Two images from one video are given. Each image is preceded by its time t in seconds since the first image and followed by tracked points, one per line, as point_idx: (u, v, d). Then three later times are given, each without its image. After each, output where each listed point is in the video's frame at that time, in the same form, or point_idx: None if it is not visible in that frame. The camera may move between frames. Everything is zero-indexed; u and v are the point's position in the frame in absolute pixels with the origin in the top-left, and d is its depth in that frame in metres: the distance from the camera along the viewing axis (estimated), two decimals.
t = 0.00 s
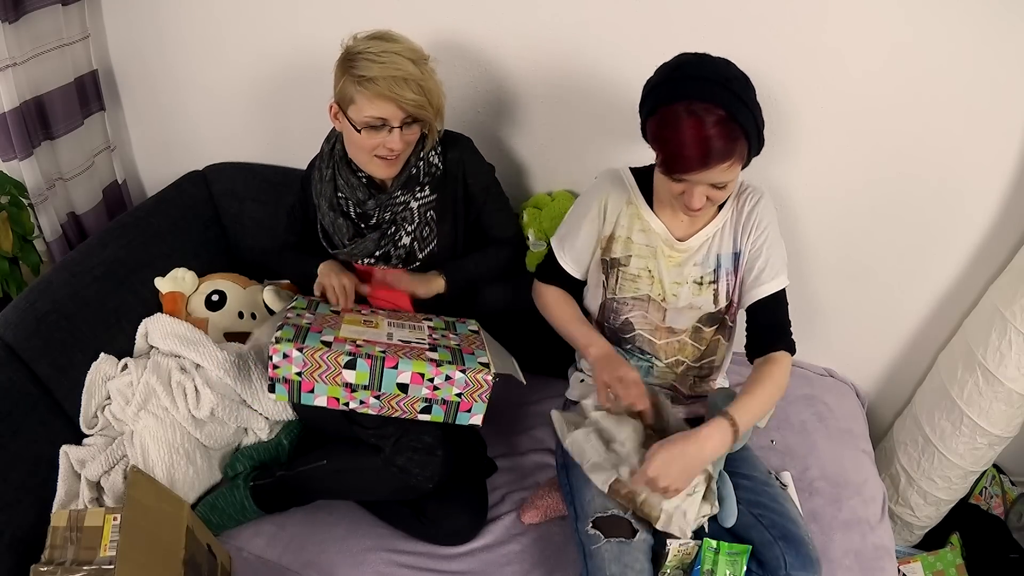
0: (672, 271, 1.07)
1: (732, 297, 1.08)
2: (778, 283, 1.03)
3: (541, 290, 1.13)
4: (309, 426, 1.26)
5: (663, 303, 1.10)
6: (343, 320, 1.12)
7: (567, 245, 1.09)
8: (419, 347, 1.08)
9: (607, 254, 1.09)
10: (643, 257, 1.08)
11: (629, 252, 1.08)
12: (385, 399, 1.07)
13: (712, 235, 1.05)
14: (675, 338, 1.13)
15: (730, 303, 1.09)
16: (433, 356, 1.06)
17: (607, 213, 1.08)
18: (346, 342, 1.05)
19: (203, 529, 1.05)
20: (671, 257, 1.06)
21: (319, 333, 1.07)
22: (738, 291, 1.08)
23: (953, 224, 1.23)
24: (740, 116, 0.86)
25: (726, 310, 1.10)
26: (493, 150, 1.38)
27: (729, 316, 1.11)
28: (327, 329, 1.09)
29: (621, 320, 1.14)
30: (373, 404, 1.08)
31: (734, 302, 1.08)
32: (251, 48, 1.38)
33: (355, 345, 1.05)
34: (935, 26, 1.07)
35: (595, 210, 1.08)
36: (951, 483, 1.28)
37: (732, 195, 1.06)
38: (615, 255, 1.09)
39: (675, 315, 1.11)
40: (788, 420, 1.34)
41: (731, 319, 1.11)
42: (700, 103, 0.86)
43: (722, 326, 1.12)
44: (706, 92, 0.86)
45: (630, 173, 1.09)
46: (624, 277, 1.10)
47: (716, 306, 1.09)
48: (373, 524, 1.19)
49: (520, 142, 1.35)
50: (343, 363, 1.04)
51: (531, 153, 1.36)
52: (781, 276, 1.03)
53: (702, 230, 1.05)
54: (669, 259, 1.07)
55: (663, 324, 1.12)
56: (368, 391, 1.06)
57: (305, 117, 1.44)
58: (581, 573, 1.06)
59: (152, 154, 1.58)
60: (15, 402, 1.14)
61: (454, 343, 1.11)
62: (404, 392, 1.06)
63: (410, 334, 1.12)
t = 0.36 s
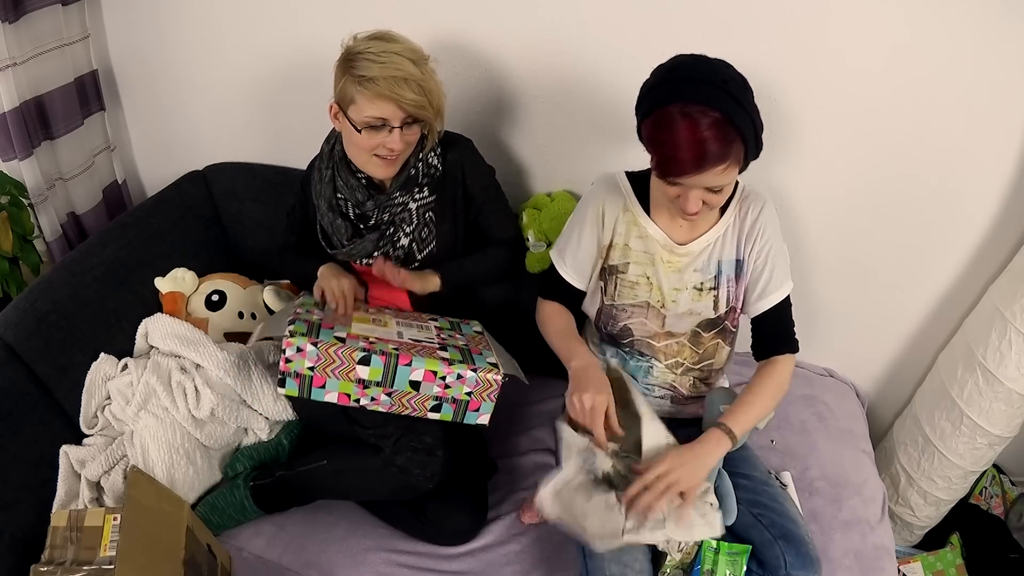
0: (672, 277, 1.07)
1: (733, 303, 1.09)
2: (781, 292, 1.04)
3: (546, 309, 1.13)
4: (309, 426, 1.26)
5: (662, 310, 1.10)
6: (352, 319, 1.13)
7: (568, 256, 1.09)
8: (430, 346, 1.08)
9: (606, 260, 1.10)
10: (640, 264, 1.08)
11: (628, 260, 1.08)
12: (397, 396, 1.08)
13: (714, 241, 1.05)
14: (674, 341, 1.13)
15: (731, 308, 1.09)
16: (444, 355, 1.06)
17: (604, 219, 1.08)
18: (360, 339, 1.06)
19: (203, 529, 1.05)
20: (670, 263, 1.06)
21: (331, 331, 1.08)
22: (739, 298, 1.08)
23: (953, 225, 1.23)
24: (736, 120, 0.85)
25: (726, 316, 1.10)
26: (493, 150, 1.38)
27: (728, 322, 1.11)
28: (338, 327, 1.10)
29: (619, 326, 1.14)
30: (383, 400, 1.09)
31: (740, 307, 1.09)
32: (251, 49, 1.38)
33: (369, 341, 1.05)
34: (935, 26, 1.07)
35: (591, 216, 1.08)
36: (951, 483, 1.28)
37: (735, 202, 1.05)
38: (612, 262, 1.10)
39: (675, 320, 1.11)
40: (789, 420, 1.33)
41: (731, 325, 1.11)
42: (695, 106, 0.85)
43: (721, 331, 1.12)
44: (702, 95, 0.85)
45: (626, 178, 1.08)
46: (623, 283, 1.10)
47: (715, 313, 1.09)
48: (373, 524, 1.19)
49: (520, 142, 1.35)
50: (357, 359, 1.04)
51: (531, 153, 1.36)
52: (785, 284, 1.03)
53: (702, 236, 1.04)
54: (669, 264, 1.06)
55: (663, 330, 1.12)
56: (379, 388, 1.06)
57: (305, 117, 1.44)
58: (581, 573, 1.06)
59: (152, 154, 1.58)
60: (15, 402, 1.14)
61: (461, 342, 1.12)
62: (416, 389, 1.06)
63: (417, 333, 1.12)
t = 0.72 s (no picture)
0: (673, 279, 1.07)
1: (735, 305, 1.08)
2: (778, 296, 1.06)
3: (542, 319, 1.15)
4: (309, 426, 1.26)
5: (663, 311, 1.10)
6: (355, 324, 1.12)
7: (571, 259, 1.09)
8: (435, 350, 1.08)
9: (607, 262, 1.10)
10: (642, 266, 1.08)
11: (628, 261, 1.08)
12: (405, 401, 1.08)
13: (718, 242, 1.05)
14: (674, 342, 1.13)
15: (734, 310, 1.09)
16: (450, 358, 1.06)
17: (604, 221, 1.08)
18: (365, 346, 1.05)
19: (203, 529, 1.05)
20: (671, 264, 1.06)
21: (335, 338, 1.06)
22: (741, 302, 1.08)
23: (953, 225, 1.23)
24: (730, 105, 0.86)
25: (728, 317, 1.09)
26: (493, 150, 1.38)
27: (729, 323, 1.10)
28: (342, 334, 1.09)
29: (621, 327, 1.14)
30: (391, 406, 1.09)
31: (741, 310, 1.09)
32: (251, 49, 1.38)
33: (375, 349, 1.05)
34: (934, 26, 1.07)
35: (592, 219, 1.08)
36: (951, 483, 1.28)
37: (738, 209, 1.04)
38: (613, 264, 1.10)
39: (677, 322, 1.11)
40: (788, 420, 1.33)
41: (732, 326, 1.11)
42: (691, 92, 0.86)
43: (722, 334, 1.11)
44: (696, 81, 0.86)
45: (625, 177, 1.09)
46: (624, 285, 1.10)
47: (717, 314, 1.09)
48: (373, 524, 1.19)
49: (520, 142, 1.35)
50: (364, 367, 1.03)
51: (532, 153, 1.36)
52: (782, 284, 1.05)
53: (705, 237, 1.04)
54: (670, 265, 1.06)
55: (664, 332, 1.12)
56: (387, 395, 1.07)
57: (305, 116, 1.44)
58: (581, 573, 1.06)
59: (153, 154, 1.58)
60: (15, 402, 1.14)
61: (466, 344, 1.12)
62: (424, 394, 1.07)
63: (422, 337, 1.13)
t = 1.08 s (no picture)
0: (672, 278, 1.07)
1: (733, 308, 1.09)
2: (784, 299, 1.07)
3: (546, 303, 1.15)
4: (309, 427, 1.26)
5: (662, 311, 1.10)
6: (344, 333, 1.12)
7: (570, 259, 1.11)
8: (423, 348, 1.07)
9: (605, 262, 1.10)
10: (640, 266, 1.08)
11: (627, 261, 1.08)
12: (400, 406, 1.08)
13: (717, 245, 1.05)
14: (672, 342, 1.13)
15: (731, 312, 1.09)
16: (438, 355, 1.06)
17: (602, 219, 1.08)
18: (349, 359, 1.05)
19: (203, 529, 1.05)
20: (670, 264, 1.06)
21: (322, 355, 1.06)
22: (739, 304, 1.08)
23: (953, 223, 1.23)
24: (718, 88, 0.86)
25: (726, 320, 1.10)
26: (494, 150, 1.38)
27: (728, 326, 1.11)
28: (329, 348, 1.08)
29: (620, 328, 1.14)
30: (388, 412, 1.09)
31: (740, 314, 1.10)
32: (251, 49, 1.38)
33: (359, 360, 1.04)
34: (934, 25, 1.07)
35: (591, 215, 1.08)
36: (951, 483, 1.28)
37: (741, 209, 1.04)
38: (612, 264, 1.10)
39: (675, 322, 1.11)
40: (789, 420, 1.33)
41: (730, 329, 1.11)
42: (681, 74, 0.87)
43: (721, 335, 1.12)
44: (686, 63, 0.87)
45: (623, 177, 1.10)
46: (623, 285, 1.10)
47: (715, 316, 1.09)
48: (373, 524, 1.19)
49: (521, 142, 1.35)
50: (351, 382, 1.04)
51: (532, 153, 1.36)
52: (787, 290, 1.06)
53: (703, 238, 1.04)
54: (669, 265, 1.06)
55: (662, 332, 1.12)
56: (381, 403, 1.07)
57: (305, 116, 1.44)
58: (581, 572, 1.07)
59: (153, 154, 1.58)
60: (15, 402, 1.14)
61: (456, 335, 1.11)
62: (417, 397, 1.07)
63: (412, 334, 1.11)
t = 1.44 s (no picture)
0: (671, 280, 1.08)
1: (730, 311, 1.09)
2: (775, 301, 1.08)
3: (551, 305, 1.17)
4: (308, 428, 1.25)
5: (660, 310, 1.10)
6: (335, 339, 1.12)
7: (573, 255, 1.12)
8: (411, 362, 1.06)
9: (606, 260, 1.10)
10: (640, 265, 1.08)
11: (627, 260, 1.09)
12: (382, 419, 1.08)
13: (716, 249, 1.05)
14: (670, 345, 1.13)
15: (727, 316, 1.10)
16: (424, 372, 1.05)
17: (604, 217, 1.09)
18: (334, 369, 1.05)
19: (203, 529, 1.05)
20: (669, 266, 1.07)
21: (309, 363, 1.07)
22: (734, 307, 1.09)
23: (954, 222, 1.22)
24: (687, 69, 0.90)
25: (722, 323, 1.10)
26: (494, 150, 1.38)
27: (723, 330, 1.11)
28: (317, 356, 1.08)
29: (618, 326, 1.14)
30: (372, 424, 1.10)
31: (735, 316, 1.10)
32: (251, 49, 1.38)
33: (342, 372, 1.04)
34: (934, 25, 1.07)
35: (592, 212, 1.09)
36: (951, 483, 1.28)
37: (742, 215, 1.04)
38: (612, 262, 1.10)
39: (675, 323, 1.11)
40: (789, 420, 1.33)
41: (726, 332, 1.12)
42: (672, 51, 0.93)
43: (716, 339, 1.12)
44: (684, 51, 0.93)
45: (625, 176, 1.09)
46: (622, 283, 1.10)
47: (712, 320, 1.10)
48: (373, 524, 1.19)
49: (521, 142, 1.35)
50: (333, 394, 1.04)
51: (532, 153, 1.36)
52: (779, 293, 1.07)
53: (703, 242, 1.05)
54: (668, 267, 1.07)
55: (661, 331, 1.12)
56: (363, 415, 1.07)
57: (305, 116, 1.44)
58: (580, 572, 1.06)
59: (153, 154, 1.59)
60: (16, 402, 1.14)
61: (449, 349, 1.10)
62: (400, 411, 1.07)
63: (403, 345, 1.10)
